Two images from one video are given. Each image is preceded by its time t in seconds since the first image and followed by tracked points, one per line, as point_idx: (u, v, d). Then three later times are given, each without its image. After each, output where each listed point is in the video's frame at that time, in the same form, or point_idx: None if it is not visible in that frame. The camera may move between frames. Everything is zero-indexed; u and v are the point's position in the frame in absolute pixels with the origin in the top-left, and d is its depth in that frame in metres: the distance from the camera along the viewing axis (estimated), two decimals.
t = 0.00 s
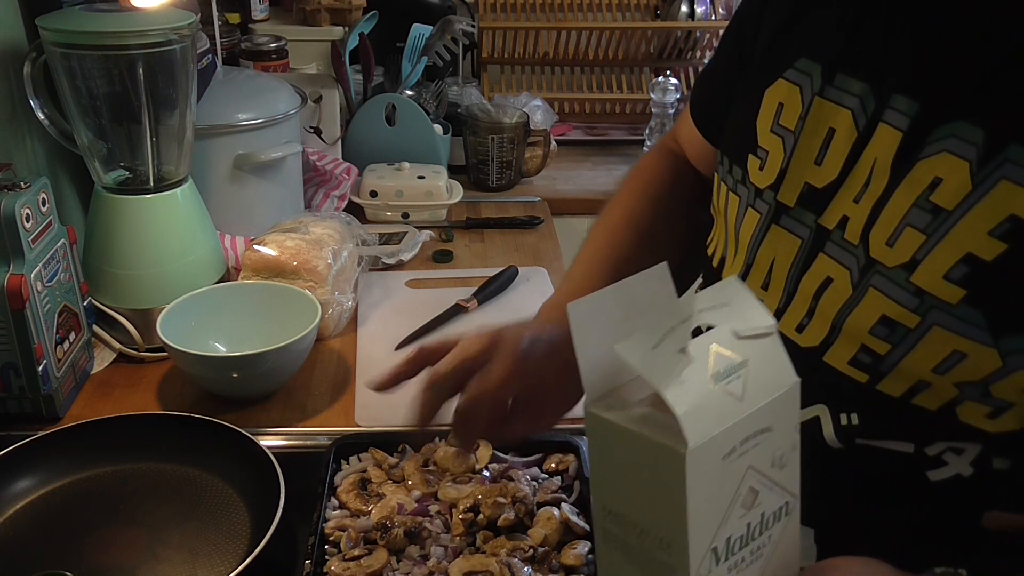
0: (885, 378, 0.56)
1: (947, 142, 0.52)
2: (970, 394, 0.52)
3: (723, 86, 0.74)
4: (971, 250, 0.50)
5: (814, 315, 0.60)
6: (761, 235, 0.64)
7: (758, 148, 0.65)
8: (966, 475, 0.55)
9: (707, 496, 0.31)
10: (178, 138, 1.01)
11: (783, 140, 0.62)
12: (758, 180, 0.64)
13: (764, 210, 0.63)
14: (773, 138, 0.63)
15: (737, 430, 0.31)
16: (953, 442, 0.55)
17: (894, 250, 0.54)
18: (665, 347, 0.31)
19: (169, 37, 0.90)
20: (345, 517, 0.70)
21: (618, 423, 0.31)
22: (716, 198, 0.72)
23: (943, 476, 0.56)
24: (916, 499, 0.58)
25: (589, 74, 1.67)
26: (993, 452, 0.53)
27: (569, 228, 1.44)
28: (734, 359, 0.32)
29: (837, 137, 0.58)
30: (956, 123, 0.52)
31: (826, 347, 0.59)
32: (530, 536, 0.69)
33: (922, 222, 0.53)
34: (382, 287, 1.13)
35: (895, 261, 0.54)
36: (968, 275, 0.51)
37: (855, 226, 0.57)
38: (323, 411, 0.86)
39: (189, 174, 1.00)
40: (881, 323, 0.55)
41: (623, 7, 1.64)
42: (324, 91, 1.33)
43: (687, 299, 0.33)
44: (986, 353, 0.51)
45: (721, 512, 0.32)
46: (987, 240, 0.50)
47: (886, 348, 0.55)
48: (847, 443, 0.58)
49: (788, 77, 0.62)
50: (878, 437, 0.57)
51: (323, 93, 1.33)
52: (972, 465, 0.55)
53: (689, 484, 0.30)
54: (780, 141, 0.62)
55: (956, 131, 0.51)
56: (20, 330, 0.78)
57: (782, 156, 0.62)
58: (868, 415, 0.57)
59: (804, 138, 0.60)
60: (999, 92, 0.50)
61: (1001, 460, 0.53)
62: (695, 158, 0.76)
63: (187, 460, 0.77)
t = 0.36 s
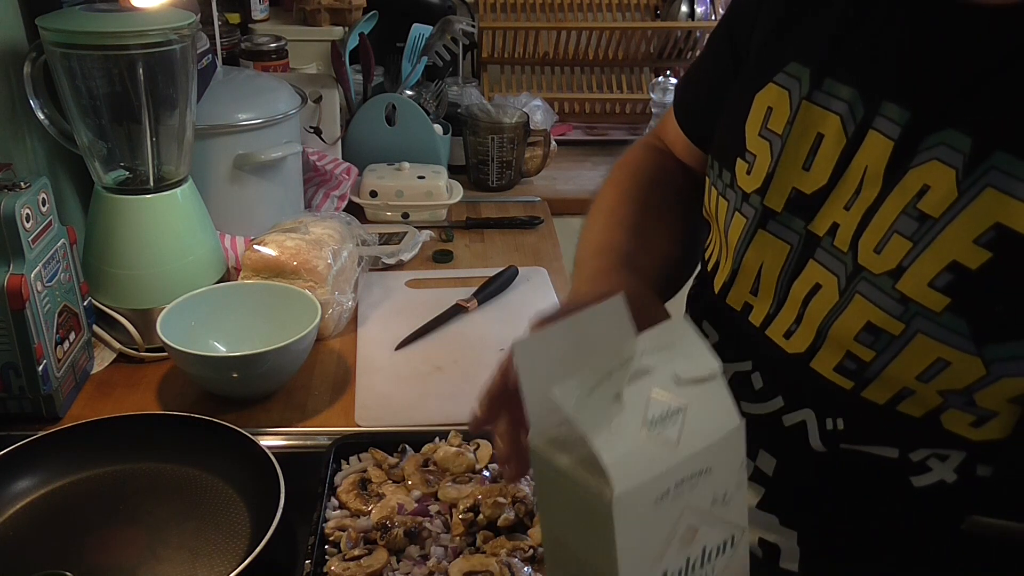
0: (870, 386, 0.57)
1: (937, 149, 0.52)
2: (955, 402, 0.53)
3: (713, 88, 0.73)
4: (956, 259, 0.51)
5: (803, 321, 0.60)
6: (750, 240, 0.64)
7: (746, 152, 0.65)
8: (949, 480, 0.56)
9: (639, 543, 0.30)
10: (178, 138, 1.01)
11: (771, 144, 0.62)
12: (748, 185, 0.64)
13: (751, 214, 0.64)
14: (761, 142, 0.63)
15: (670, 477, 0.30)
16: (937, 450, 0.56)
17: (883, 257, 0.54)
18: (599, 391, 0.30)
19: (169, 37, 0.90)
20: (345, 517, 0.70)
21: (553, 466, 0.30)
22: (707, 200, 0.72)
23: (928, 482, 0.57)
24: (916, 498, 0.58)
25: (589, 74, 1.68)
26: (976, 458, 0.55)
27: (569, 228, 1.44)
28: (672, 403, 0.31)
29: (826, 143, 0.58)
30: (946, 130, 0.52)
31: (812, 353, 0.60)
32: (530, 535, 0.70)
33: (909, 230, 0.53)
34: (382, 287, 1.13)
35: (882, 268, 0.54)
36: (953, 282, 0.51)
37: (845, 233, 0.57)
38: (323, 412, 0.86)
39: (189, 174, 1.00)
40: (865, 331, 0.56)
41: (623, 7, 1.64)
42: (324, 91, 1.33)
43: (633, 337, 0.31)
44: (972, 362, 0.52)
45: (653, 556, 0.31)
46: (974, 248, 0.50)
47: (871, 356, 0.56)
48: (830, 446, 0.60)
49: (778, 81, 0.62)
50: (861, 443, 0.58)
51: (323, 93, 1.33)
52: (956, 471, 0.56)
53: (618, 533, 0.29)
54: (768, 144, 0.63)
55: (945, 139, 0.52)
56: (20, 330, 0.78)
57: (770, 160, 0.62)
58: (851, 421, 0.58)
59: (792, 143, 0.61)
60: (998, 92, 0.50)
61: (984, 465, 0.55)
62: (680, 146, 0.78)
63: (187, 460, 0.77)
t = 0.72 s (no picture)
0: (874, 386, 0.58)
1: (947, 150, 0.52)
2: (959, 404, 0.54)
3: (722, 85, 0.73)
4: (963, 259, 0.52)
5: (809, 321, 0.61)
6: (755, 240, 0.65)
7: (754, 152, 0.65)
8: (953, 483, 0.57)
9: (645, 460, 0.38)
10: (178, 138, 1.01)
11: (779, 144, 0.63)
12: (756, 185, 0.64)
13: (757, 214, 0.64)
14: (769, 142, 0.64)
15: (675, 400, 0.38)
16: (940, 453, 0.57)
17: (889, 256, 0.55)
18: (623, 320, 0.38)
19: (169, 37, 0.90)
20: (345, 517, 0.70)
21: (576, 389, 0.40)
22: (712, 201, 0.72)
23: (932, 484, 0.58)
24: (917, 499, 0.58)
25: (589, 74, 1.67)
26: (980, 462, 0.55)
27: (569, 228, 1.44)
28: (683, 332, 0.39)
29: (834, 144, 0.59)
30: (955, 131, 0.52)
31: (818, 352, 0.61)
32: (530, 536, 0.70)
33: (916, 229, 0.54)
34: (382, 287, 1.13)
35: (889, 268, 0.55)
36: (960, 282, 0.52)
37: (853, 234, 0.58)
38: (323, 412, 0.86)
39: (189, 174, 1.00)
40: (870, 331, 0.57)
41: (623, 7, 1.64)
42: (324, 91, 1.33)
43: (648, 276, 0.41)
44: (976, 362, 0.52)
45: (660, 475, 0.39)
46: (982, 249, 0.51)
47: (876, 356, 0.57)
48: (834, 447, 0.62)
49: (789, 82, 0.62)
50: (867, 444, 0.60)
51: (323, 93, 1.33)
52: (961, 474, 0.56)
53: (628, 449, 0.38)
54: (775, 144, 0.63)
55: (951, 139, 0.52)
56: (20, 330, 0.78)
57: (777, 159, 0.63)
58: (855, 422, 0.60)
59: (799, 144, 0.61)
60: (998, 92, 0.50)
61: (989, 470, 0.55)
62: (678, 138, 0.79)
63: (188, 460, 0.77)
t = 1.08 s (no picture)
0: (876, 385, 0.60)
1: (951, 151, 0.54)
2: (956, 406, 0.56)
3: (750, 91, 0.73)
4: (960, 260, 0.54)
5: (819, 319, 0.63)
6: (769, 239, 0.66)
7: (773, 151, 0.66)
8: (951, 486, 0.58)
9: (627, 414, 0.38)
10: (178, 138, 1.00)
11: (797, 144, 0.64)
12: (775, 183, 0.65)
13: (772, 213, 0.65)
14: (788, 142, 0.64)
15: (663, 356, 0.39)
16: (941, 454, 0.58)
17: (892, 256, 0.57)
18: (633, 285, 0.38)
19: (169, 37, 0.90)
20: (345, 517, 0.70)
21: (574, 348, 0.39)
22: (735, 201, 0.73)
23: (929, 487, 0.59)
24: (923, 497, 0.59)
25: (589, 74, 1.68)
26: (978, 466, 0.57)
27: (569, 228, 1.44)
28: (687, 294, 0.39)
29: (851, 144, 0.60)
30: (956, 134, 0.54)
31: (827, 351, 0.63)
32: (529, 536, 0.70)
33: (917, 230, 0.56)
34: (382, 287, 1.13)
35: (891, 267, 0.57)
36: (956, 283, 0.54)
37: (862, 233, 0.59)
38: (323, 412, 0.86)
39: (189, 174, 1.00)
40: (873, 331, 0.59)
41: (623, 7, 1.64)
42: (324, 91, 1.33)
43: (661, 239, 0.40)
44: (971, 364, 0.54)
45: (645, 430, 0.39)
46: (979, 250, 0.53)
47: (877, 355, 0.59)
48: (835, 444, 0.64)
49: (812, 83, 0.63)
50: (869, 443, 0.62)
51: (323, 93, 1.33)
52: (958, 477, 0.58)
53: (614, 398, 0.38)
54: (795, 144, 0.64)
55: (955, 142, 0.54)
56: (20, 330, 0.78)
57: (795, 158, 0.64)
58: (859, 422, 0.62)
59: (817, 143, 0.62)
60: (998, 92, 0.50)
61: (986, 475, 0.57)
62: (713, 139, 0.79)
63: (188, 461, 0.77)
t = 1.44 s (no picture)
0: (842, 362, 0.60)
1: (913, 143, 0.56)
2: (897, 392, 0.56)
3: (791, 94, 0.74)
4: (902, 251, 0.56)
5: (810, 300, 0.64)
6: (776, 219, 0.67)
7: (796, 135, 0.68)
8: (908, 468, 0.56)
9: (586, 310, 0.44)
10: (178, 138, 1.00)
11: (813, 128, 0.66)
12: (792, 164, 0.67)
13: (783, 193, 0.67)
14: (809, 126, 0.66)
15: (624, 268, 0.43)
16: (897, 436, 0.57)
17: (859, 241, 0.59)
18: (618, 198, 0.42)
19: (169, 37, 0.90)
20: (345, 517, 0.70)
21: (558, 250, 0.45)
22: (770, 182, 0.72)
23: (890, 467, 0.57)
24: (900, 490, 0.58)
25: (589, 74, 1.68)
26: (931, 451, 0.54)
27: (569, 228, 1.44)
28: (654, 223, 0.42)
29: (858, 133, 0.62)
30: (924, 128, 0.56)
31: (807, 330, 0.63)
32: (530, 536, 0.70)
33: (875, 220, 0.58)
34: (382, 287, 1.13)
35: (859, 249, 0.59)
36: (897, 271, 0.56)
37: (848, 216, 0.61)
38: (322, 411, 0.86)
39: (189, 174, 1.00)
40: (840, 312, 0.60)
41: (623, 7, 1.64)
42: (324, 91, 1.34)
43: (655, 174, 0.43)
44: (902, 346, 0.55)
45: (598, 325, 0.44)
46: (915, 241, 0.55)
47: (838, 335, 0.60)
48: (806, 418, 0.63)
49: (840, 74, 0.64)
50: (831, 419, 0.61)
51: (323, 93, 1.33)
52: (914, 459, 0.56)
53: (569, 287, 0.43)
54: (812, 129, 0.66)
55: (921, 138, 0.56)
56: (20, 330, 0.78)
57: (810, 141, 0.66)
58: (826, 400, 0.61)
59: (829, 131, 0.64)
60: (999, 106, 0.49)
61: (938, 460, 0.54)
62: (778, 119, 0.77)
63: (188, 461, 0.77)
